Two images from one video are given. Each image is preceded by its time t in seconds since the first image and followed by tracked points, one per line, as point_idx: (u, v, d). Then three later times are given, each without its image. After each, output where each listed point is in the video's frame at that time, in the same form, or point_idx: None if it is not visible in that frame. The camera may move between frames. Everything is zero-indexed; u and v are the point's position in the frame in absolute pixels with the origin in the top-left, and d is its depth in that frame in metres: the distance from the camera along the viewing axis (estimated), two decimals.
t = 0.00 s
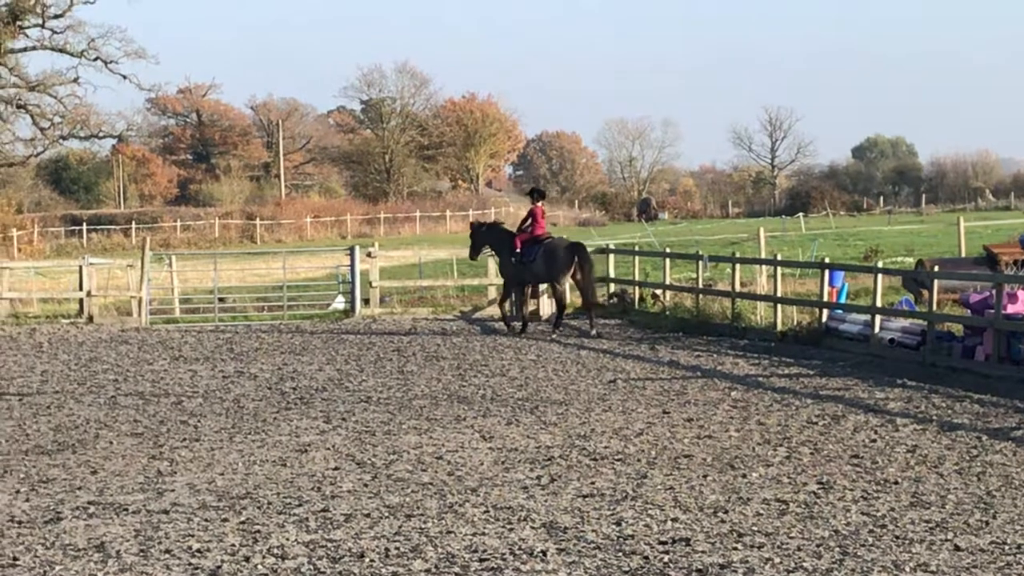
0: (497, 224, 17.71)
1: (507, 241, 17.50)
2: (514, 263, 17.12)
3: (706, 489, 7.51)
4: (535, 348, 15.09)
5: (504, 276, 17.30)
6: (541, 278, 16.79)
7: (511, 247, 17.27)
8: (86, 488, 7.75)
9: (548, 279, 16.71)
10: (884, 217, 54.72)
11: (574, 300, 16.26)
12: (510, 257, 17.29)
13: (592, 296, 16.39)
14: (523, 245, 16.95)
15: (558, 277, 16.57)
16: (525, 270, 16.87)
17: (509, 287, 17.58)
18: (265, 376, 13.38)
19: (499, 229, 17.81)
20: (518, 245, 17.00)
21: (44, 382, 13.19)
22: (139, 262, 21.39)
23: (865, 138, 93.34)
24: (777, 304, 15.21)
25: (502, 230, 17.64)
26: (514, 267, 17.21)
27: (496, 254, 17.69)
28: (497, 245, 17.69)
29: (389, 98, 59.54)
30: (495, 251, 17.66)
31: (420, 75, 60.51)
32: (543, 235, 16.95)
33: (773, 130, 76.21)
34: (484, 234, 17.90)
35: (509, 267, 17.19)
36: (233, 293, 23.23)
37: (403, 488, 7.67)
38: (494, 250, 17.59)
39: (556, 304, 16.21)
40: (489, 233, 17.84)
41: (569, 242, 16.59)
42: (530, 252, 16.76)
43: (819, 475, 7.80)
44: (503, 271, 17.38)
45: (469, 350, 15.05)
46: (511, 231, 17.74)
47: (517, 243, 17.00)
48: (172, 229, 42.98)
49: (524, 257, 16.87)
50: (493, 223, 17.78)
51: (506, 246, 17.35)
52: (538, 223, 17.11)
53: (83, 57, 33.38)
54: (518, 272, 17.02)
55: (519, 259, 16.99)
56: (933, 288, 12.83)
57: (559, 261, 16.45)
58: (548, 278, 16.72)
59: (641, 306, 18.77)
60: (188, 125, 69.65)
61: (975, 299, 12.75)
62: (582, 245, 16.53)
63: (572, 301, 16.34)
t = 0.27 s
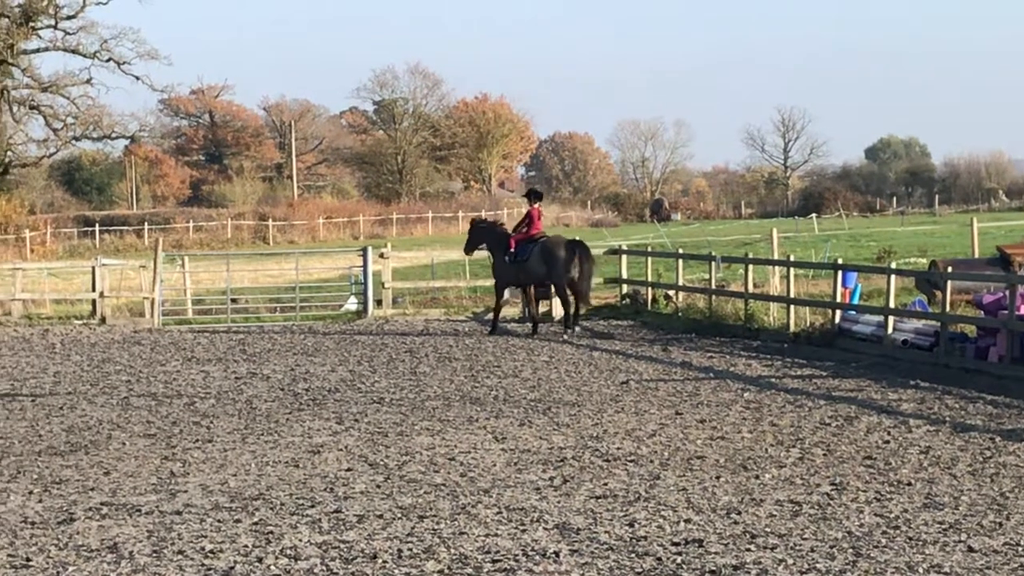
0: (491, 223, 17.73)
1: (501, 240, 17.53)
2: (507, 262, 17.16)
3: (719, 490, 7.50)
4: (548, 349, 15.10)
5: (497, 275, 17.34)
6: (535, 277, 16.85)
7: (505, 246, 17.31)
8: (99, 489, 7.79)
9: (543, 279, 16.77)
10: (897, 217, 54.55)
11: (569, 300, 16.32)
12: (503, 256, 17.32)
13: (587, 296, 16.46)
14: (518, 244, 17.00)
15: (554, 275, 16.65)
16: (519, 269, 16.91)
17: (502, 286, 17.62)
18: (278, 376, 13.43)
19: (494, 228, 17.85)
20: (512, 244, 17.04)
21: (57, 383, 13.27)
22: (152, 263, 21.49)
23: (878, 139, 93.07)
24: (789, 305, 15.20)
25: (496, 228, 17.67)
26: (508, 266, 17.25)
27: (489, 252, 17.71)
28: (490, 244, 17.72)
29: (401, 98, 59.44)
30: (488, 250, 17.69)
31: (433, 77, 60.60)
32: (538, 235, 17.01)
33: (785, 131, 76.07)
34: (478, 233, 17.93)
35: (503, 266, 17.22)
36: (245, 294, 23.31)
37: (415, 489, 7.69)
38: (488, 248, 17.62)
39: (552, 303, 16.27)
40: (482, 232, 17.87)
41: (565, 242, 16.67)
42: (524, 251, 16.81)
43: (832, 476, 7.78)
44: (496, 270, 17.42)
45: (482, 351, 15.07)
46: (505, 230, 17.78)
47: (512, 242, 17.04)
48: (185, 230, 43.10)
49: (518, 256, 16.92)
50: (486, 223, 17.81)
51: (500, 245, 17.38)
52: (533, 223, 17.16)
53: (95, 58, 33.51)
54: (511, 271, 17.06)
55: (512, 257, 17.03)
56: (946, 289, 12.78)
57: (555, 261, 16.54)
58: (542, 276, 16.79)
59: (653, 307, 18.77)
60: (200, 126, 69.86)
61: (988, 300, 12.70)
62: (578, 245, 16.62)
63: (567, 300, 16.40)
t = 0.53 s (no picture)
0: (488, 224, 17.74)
1: (497, 241, 17.53)
2: (504, 263, 17.16)
3: (733, 490, 7.50)
4: (562, 349, 15.10)
5: (494, 277, 17.34)
6: (533, 278, 16.84)
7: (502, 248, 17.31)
8: (113, 489, 7.83)
9: (541, 280, 16.77)
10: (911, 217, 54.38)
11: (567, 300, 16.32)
12: (500, 258, 17.30)
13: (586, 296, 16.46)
14: (515, 245, 17.01)
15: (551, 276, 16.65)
16: (517, 270, 16.91)
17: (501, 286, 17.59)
18: (292, 376, 13.47)
19: (491, 229, 17.85)
20: (509, 246, 17.05)
21: (72, 383, 13.34)
22: (166, 263, 21.57)
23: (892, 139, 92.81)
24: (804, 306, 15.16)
25: (493, 229, 17.67)
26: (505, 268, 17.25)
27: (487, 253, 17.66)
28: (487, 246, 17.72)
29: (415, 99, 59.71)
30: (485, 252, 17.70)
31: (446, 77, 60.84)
32: (535, 236, 17.01)
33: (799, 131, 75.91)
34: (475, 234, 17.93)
35: (500, 268, 17.23)
36: (259, 294, 23.39)
37: (429, 489, 7.71)
38: (485, 250, 17.63)
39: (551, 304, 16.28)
40: (479, 233, 17.87)
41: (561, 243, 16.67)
42: (521, 252, 16.81)
43: (846, 477, 7.77)
44: (494, 272, 17.42)
45: (496, 351, 15.09)
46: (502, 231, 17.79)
47: (508, 243, 17.05)
48: (198, 230, 43.23)
49: (516, 257, 16.92)
50: (483, 224, 17.81)
51: (498, 246, 17.38)
52: (530, 224, 17.17)
53: (109, 59, 33.68)
54: (509, 272, 17.07)
55: (509, 259, 17.01)
56: (961, 289, 12.74)
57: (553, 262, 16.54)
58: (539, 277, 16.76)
59: (667, 307, 18.75)
60: (214, 126, 70.02)
61: (1003, 300, 12.63)
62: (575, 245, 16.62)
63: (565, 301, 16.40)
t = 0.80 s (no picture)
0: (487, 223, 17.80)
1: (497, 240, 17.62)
2: (505, 263, 17.27)
3: (751, 489, 7.49)
4: (579, 348, 15.10)
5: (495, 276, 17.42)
6: (535, 278, 16.97)
7: (502, 247, 17.39)
8: (132, 488, 7.88)
9: (544, 279, 16.90)
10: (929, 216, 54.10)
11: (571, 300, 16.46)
12: (500, 258, 17.37)
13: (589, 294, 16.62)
14: (515, 245, 17.11)
15: (554, 276, 16.79)
16: (518, 271, 17.03)
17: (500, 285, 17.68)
18: (309, 376, 13.51)
19: (485, 227, 17.87)
20: (510, 245, 17.15)
21: (90, 382, 13.40)
22: (184, 263, 21.65)
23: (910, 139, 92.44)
24: (822, 305, 15.11)
25: (490, 228, 17.71)
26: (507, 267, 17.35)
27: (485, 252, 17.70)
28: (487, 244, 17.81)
29: (432, 98, 60.18)
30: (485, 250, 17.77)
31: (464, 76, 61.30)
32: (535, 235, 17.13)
33: (816, 130, 75.70)
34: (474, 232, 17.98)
35: (501, 267, 17.32)
36: (276, 294, 23.46)
37: (447, 488, 7.73)
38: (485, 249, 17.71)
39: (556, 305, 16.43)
40: (478, 231, 17.92)
41: (562, 241, 16.80)
42: (522, 252, 16.92)
43: (865, 476, 7.75)
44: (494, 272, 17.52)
45: (514, 350, 15.10)
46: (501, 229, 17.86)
47: (509, 243, 17.14)
48: (216, 229, 43.35)
49: (517, 257, 17.03)
50: (482, 223, 17.87)
51: (498, 245, 17.46)
52: (530, 223, 17.28)
53: (126, 58, 33.87)
54: (510, 272, 17.17)
55: (511, 259, 17.10)
56: (979, 289, 12.67)
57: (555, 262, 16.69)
58: (542, 277, 16.89)
59: (685, 307, 18.71)
60: (231, 126, 70.27)
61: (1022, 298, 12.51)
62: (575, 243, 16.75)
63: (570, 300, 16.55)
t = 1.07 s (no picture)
0: (491, 223, 17.87)
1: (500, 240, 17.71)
2: (510, 263, 17.37)
3: (773, 489, 7.49)
4: (599, 347, 15.09)
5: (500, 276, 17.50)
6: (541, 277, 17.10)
7: (506, 247, 17.49)
8: (154, 488, 7.93)
9: (550, 278, 17.04)
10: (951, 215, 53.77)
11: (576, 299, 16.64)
12: (505, 258, 17.47)
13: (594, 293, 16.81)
14: (520, 244, 17.21)
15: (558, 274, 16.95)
16: (523, 270, 17.15)
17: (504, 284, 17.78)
18: (330, 375, 13.55)
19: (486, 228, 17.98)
20: (515, 245, 17.24)
21: (111, 381, 13.47)
22: (205, 262, 21.74)
23: (932, 138, 91.93)
24: (842, 304, 15.04)
25: (493, 228, 17.80)
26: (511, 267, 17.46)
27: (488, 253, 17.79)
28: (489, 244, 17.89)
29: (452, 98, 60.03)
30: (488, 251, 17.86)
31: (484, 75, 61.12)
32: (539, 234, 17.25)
33: (837, 129, 75.40)
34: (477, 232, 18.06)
35: (505, 267, 17.42)
36: (297, 294, 23.52)
37: (468, 488, 7.75)
38: (488, 249, 17.78)
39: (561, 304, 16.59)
40: (481, 233, 17.99)
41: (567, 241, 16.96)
42: (527, 252, 17.03)
43: (886, 476, 7.73)
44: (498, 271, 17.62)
45: (534, 350, 15.10)
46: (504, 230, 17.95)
47: (513, 243, 17.25)
48: (236, 229, 43.48)
49: (522, 257, 17.14)
50: (484, 222, 17.93)
51: (501, 245, 17.55)
52: (534, 223, 17.40)
53: (147, 58, 34.07)
54: (515, 271, 17.29)
55: (516, 259, 17.21)
56: (1001, 287, 12.59)
57: (561, 260, 16.84)
58: (548, 276, 17.02)
59: (705, 306, 18.67)
60: (252, 125, 70.55)
61: None
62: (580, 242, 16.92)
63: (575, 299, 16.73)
